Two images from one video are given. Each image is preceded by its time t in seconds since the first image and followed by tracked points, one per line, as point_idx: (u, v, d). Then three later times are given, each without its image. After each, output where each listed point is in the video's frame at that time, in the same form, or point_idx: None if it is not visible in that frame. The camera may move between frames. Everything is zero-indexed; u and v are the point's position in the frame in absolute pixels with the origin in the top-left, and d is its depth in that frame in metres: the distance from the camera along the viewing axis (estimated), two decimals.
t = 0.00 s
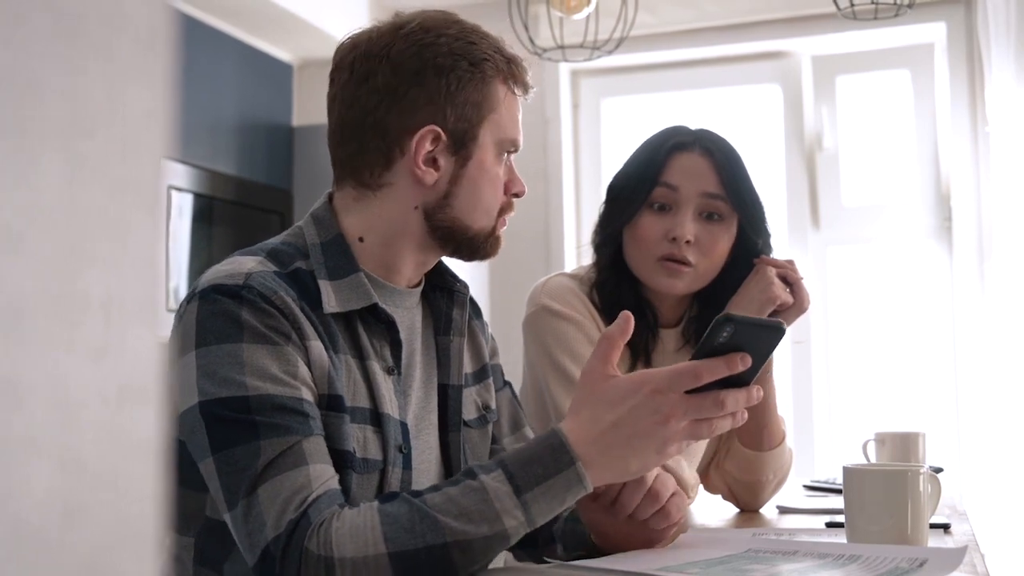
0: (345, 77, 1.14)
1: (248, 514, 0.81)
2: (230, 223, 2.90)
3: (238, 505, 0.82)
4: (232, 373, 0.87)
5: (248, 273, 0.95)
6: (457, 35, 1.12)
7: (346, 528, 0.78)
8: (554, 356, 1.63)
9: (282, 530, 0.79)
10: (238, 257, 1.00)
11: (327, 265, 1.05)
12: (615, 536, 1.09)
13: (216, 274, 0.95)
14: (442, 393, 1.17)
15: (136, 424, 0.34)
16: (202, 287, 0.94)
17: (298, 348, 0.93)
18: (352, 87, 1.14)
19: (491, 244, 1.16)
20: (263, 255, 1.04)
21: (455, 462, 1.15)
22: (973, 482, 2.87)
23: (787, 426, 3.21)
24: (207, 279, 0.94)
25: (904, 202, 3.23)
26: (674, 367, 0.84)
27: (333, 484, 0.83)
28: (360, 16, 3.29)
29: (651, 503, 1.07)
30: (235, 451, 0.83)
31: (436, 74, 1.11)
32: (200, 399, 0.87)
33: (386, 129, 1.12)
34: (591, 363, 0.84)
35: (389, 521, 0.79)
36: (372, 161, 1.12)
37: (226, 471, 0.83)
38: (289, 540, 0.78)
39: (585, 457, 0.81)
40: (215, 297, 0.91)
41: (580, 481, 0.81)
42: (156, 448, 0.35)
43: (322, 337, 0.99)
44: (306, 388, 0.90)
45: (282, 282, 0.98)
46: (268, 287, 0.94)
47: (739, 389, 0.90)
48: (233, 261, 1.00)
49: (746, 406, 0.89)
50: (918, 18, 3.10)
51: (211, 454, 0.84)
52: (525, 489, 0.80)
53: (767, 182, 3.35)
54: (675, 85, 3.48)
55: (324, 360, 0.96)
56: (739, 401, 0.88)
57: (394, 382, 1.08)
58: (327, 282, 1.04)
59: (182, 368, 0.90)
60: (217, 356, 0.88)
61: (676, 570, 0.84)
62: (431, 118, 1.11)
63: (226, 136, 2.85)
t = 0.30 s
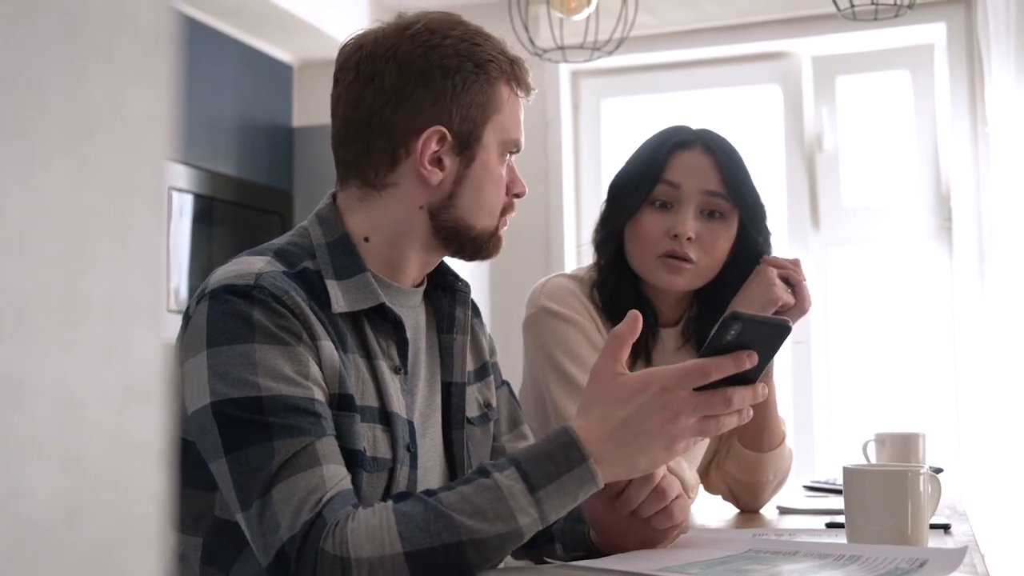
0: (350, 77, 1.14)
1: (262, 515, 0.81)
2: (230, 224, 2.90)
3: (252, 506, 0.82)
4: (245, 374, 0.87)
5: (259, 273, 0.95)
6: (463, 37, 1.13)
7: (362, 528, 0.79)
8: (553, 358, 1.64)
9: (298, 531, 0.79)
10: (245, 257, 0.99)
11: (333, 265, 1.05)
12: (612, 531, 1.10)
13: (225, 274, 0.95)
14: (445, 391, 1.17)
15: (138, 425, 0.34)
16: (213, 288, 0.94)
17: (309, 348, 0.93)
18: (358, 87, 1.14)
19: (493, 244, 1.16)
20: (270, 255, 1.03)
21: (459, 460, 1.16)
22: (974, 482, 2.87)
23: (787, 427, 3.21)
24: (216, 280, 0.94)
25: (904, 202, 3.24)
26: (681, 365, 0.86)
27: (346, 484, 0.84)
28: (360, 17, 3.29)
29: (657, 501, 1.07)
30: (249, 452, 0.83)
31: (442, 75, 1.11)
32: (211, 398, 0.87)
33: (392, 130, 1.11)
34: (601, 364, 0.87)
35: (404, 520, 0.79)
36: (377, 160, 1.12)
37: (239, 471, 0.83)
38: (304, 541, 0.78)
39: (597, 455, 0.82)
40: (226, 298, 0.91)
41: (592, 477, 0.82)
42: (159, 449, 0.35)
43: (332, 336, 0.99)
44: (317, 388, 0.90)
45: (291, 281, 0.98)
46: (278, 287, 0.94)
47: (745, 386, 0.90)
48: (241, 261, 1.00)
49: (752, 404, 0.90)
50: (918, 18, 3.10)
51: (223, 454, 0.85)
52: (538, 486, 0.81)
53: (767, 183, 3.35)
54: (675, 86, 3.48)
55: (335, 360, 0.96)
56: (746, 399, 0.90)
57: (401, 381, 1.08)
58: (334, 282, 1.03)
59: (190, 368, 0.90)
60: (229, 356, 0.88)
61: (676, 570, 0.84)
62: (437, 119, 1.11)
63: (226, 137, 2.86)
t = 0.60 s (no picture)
0: (361, 77, 1.14)
1: (279, 517, 0.81)
2: (231, 225, 2.90)
3: (269, 507, 0.82)
4: (262, 375, 0.87)
5: (274, 273, 0.94)
6: (474, 38, 1.13)
7: (380, 531, 0.80)
8: (555, 360, 1.63)
9: (315, 534, 0.80)
10: (257, 256, 0.99)
11: (345, 265, 1.05)
12: (613, 528, 1.10)
13: (240, 272, 0.95)
14: (453, 389, 1.18)
15: (144, 425, 0.34)
16: (228, 287, 0.93)
17: (324, 349, 0.93)
18: (369, 87, 1.14)
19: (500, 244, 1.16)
20: (282, 254, 1.02)
21: (466, 459, 1.16)
22: (974, 482, 2.88)
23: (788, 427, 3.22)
24: (231, 279, 0.94)
25: (904, 203, 3.24)
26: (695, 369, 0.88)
27: (362, 486, 0.84)
28: (360, 17, 3.29)
29: (664, 501, 1.07)
30: (266, 453, 0.83)
31: (453, 76, 1.11)
32: (227, 398, 0.87)
33: (403, 129, 1.11)
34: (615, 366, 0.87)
35: (422, 523, 0.81)
36: (388, 159, 1.11)
37: (255, 472, 0.83)
38: (322, 543, 0.79)
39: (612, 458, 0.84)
40: (242, 298, 0.91)
41: (605, 480, 0.84)
42: (166, 448, 0.35)
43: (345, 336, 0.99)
44: (333, 389, 0.90)
45: (305, 282, 0.97)
46: (294, 287, 0.94)
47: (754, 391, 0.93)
48: (254, 260, 0.99)
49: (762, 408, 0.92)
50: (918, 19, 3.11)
51: (239, 455, 0.85)
52: (554, 489, 0.83)
53: (766, 183, 3.36)
54: (675, 87, 3.48)
55: (350, 360, 0.96)
56: (756, 403, 0.92)
57: (411, 380, 1.08)
58: (346, 282, 1.04)
59: (204, 366, 0.90)
60: (246, 356, 0.88)
61: (678, 570, 0.85)
62: (447, 119, 1.11)
63: (226, 137, 2.86)
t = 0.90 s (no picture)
0: (371, 77, 1.13)
1: (290, 516, 0.82)
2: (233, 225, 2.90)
3: (278, 507, 0.82)
4: (274, 374, 0.87)
5: (286, 272, 0.94)
6: (484, 38, 1.13)
7: (390, 533, 0.80)
8: (556, 361, 1.63)
9: (325, 536, 0.80)
10: (268, 254, 0.99)
11: (355, 264, 1.05)
12: (614, 528, 1.11)
13: (252, 271, 0.95)
14: (461, 388, 1.18)
15: (148, 425, 0.34)
16: (240, 285, 0.93)
17: (336, 348, 0.93)
18: (380, 88, 1.13)
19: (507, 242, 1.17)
20: (295, 252, 1.03)
21: (474, 458, 1.16)
22: (974, 482, 2.88)
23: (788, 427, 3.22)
24: (243, 278, 0.93)
25: (904, 204, 3.24)
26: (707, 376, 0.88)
27: (372, 487, 0.84)
28: (360, 18, 3.30)
29: (665, 503, 1.06)
30: (276, 453, 0.83)
31: (464, 76, 1.10)
32: (238, 397, 0.87)
33: (413, 130, 1.11)
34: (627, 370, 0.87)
35: (431, 526, 0.81)
36: (398, 160, 1.11)
37: (266, 472, 0.83)
38: (332, 544, 0.80)
39: (623, 465, 0.85)
40: (254, 297, 0.91)
41: (614, 485, 0.85)
42: (171, 448, 0.36)
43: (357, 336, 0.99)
44: (344, 389, 0.90)
45: (317, 281, 0.98)
46: (307, 286, 0.94)
47: (764, 400, 0.94)
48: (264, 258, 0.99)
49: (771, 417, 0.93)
50: (919, 20, 3.11)
51: (249, 454, 0.85)
52: (564, 494, 0.84)
53: (767, 183, 3.36)
54: (676, 87, 3.48)
55: (362, 360, 0.96)
56: (765, 412, 0.93)
57: (420, 379, 1.08)
58: (357, 281, 1.04)
59: (214, 365, 0.90)
60: (258, 356, 0.88)
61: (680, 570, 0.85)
62: (458, 119, 1.11)
63: (226, 138, 2.86)
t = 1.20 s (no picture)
0: (381, 77, 1.13)
1: (299, 519, 0.82)
2: (233, 225, 2.90)
3: (287, 509, 0.83)
4: (285, 375, 0.86)
5: (299, 271, 0.94)
6: (493, 36, 1.14)
7: (398, 537, 0.81)
8: (553, 365, 1.63)
9: (333, 539, 0.81)
10: (280, 254, 0.98)
11: (366, 263, 1.05)
12: (615, 527, 1.11)
13: (264, 270, 0.94)
14: (469, 387, 1.18)
15: (150, 425, 0.34)
16: (252, 285, 0.92)
17: (348, 349, 0.93)
18: (390, 87, 1.13)
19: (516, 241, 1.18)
20: (306, 251, 1.02)
21: (482, 458, 1.16)
22: (974, 482, 2.88)
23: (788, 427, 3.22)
24: (255, 277, 0.93)
25: (904, 204, 3.24)
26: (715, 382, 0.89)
27: (381, 490, 0.84)
28: (361, 18, 3.30)
29: (666, 504, 1.07)
30: (286, 455, 0.84)
31: (474, 75, 1.11)
32: (249, 397, 0.86)
33: (424, 129, 1.11)
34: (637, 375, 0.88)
35: (439, 530, 0.82)
36: (409, 159, 1.11)
37: (276, 474, 0.83)
38: (340, 548, 0.80)
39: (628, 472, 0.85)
40: (267, 297, 0.91)
41: (621, 490, 0.85)
42: (174, 447, 0.36)
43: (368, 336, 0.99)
44: (356, 391, 0.90)
45: (329, 280, 0.97)
46: (319, 286, 0.94)
47: (769, 406, 0.95)
48: (277, 256, 0.99)
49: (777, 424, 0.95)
50: (919, 20, 3.11)
51: (259, 455, 0.85)
52: (570, 498, 0.84)
53: (767, 184, 3.37)
54: (676, 87, 3.48)
55: (373, 360, 0.96)
56: (771, 419, 0.95)
57: (429, 379, 1.08)
58: (368, 280, 1.04)
59: (226, 363, 0.90)
60: (270, 356, 0.88)
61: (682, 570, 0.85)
62: (467, 118, 1.11)
63: (226, 138, 2.86)
